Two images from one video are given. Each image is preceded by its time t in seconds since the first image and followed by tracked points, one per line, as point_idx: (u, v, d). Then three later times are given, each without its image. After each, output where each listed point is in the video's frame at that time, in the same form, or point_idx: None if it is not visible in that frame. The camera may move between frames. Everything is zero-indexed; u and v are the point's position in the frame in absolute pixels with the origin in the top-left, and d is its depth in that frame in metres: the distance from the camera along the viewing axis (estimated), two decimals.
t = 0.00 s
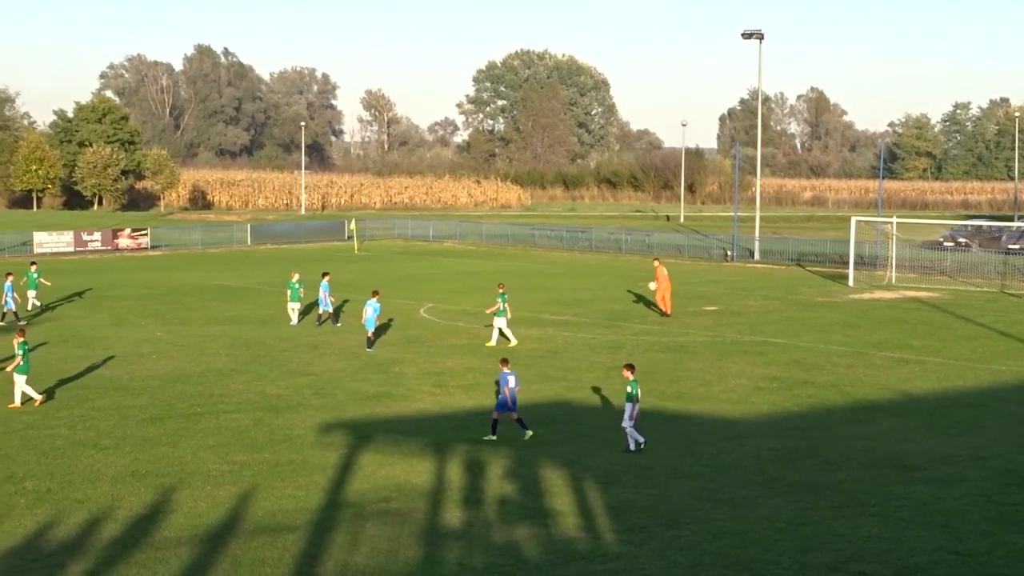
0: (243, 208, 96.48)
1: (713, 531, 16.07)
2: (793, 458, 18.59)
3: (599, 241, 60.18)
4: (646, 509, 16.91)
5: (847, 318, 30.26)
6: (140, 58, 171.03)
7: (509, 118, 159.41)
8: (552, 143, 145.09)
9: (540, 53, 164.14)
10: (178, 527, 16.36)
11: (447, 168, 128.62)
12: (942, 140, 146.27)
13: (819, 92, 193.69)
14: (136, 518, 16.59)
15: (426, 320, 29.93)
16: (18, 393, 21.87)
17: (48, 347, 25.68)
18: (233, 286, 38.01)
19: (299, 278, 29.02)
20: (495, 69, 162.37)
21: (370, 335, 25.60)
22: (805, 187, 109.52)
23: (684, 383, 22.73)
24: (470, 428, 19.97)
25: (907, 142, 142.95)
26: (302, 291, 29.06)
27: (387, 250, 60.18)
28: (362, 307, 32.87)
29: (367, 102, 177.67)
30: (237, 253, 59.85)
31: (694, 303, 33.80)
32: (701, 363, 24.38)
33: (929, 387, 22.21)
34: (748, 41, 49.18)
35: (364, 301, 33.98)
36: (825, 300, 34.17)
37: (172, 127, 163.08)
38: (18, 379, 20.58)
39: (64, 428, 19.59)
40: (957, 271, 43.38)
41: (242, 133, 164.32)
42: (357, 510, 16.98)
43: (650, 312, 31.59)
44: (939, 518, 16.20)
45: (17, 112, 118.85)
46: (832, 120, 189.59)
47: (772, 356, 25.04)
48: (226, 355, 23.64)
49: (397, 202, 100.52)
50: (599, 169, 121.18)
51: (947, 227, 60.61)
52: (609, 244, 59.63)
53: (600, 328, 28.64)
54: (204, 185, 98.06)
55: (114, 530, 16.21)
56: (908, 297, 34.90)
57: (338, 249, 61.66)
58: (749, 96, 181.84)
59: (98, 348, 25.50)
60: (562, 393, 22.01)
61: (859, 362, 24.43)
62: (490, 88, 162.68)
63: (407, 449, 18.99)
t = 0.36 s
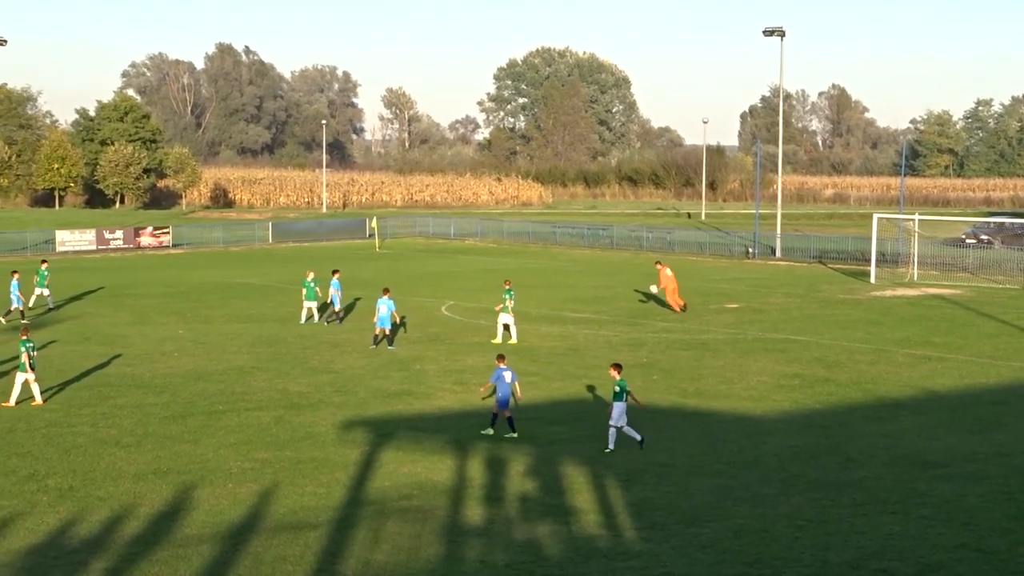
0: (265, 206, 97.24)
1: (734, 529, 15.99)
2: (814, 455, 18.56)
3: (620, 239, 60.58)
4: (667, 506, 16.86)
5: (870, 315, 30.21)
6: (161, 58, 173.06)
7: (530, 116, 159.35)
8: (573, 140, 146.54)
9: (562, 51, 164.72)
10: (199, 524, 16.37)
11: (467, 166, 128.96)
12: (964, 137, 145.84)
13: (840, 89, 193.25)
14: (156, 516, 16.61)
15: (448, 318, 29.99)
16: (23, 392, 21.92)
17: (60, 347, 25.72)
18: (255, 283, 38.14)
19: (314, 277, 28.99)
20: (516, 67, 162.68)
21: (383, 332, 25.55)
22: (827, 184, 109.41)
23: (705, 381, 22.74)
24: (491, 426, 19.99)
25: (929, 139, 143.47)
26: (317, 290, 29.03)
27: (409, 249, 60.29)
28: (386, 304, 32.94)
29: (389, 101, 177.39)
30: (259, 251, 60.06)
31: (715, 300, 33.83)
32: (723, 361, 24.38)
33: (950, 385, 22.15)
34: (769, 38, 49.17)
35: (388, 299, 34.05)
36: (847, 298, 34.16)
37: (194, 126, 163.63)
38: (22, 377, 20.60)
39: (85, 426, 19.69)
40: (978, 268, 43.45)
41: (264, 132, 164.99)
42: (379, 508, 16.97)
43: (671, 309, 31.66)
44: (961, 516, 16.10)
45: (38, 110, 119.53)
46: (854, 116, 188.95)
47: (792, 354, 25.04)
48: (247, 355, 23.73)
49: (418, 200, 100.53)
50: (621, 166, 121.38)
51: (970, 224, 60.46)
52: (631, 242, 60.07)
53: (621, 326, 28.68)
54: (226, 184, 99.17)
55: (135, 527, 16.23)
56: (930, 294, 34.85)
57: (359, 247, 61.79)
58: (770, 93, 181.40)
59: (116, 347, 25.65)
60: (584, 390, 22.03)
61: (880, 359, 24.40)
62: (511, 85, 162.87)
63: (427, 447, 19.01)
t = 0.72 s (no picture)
0: (276, 205, 97.73)
1: (746, 527, 15.99)
2: (825, 453, 18.59)
3: (632, 239, 60.78)
4: (680, 505, 16.87)
5: (880, 314, 30.24)
6: (174, 57, 174.35)
7: (541, 114, 159.91)
8: (584, 138, 147.04)
9: (573, 49, 164.95)
10: (211, 522, 16.39)
11: (479, 164, 129.07)
12: (975, 135, 145.83)
13: (852, 88, 193.24)
14: (168, 514, 16.64)
15: (460, 316, 30.04)
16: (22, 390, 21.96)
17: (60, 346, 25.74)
18: (267, 282, 38.21)
19: (317, 276, 28.95)
20: (528, 66, 163.41)
21: (385, 332, 25.52)
22: (838, 183, 109.50)
23: (716, 380, 22.76)
24: (502, 425, 20.03)
25: (940, 138, 144.08)
26: (320, 289, 28.98)
27: (421, 247, 60.45)
28: (399, 302, 33.00)
29: (400, 99, 177.11)
30: (270, 249, 60.18)
31: (726, 299, 33.86)
32: (734, 359, 24.43)
33: (961, 384, 22.16)
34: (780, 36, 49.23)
35: (401, 297, 34.11)
36: (858, 296, 34.17)
37: (206, 125, 164.10)
38: (18, 375, 20.63)
39: (97, 424, 19.73)
40: (990, 267, 43.54)
41: (275, 130, 164.75)
42: (390, 506, 16.99)
43: (680, 308, 31.71)
44: (973, 515, 16.08)
45: (50, 109, 119.72)
46: (866, 115, 188.80)
47: (803, 352, 25.08)
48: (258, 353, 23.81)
49: (429, 198, 100.93)
50: (632, 165, 121.35)
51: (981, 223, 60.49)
52: (642, 241, 60.25)
53: (631, 325, 28.72)
54: (237, 181, 98.81)
55: (147, 525, 16.25)
56: (942, 292, 34.87)
57: (370, 245, 61.91)
58: (783, 91, 181.20)
59: (122, 345, 25.72)
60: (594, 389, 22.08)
61: (891, 357, 24.43)
62: (523, 84, 163.86)
63: (438, 445, 19.04)
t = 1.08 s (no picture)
0: (295, 204, 97.63)
1: (765, 528, 15.98)
2: (844, 453, 18.58)
3: (650, 238, 60.71)
4: (698, 505, 16.87)
5: (899, 314, 30.18)
6: (193, 56, 174.38)
7: (559, 114, 160.05)
8: (603, 138, 146.17)
9: (592, 48, 164.77)
10: (231, 520, 16.45)
11: (498, 164, 129.04)
12: (996, 136, 145.19)
13: (871, 88, 192.84)
14: (187, 512, 16.70)
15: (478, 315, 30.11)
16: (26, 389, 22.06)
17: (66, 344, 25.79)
18: (286, 280, 38.38)
19: (330, 275, 28.93)
20: (546, 66, 163.77)
21: (395, 331, 25.59)
22: (857, 183, 109.47)
23: (734, 379, 22.77)
24: (520, 424, 20.05)
25: (960, 139, 143.21)
26: (333, 288, 29.00)
27: (440, 246, 60.44)
28: (416, 301, 33.06)
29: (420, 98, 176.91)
30: (288, 249, 60.21)
31: (744, 299, 33.85)
32: (753, 358, 24.46)
33: (981, 385, 22.10)
34: (798, 35, 49.22)
35: (419, 296, 34.17)
36: (877, 296, 34.11)
37: (225, 124, 164.28)
38: (21, 374, 20.68)
39: (117, 421, 19.88)
40: (1010, 268, 43.43)
41: (294, 130, 164.56)
42: (409, 505, 17.02)
43: (698, 308, 31.72)
44: (993, 516, 16.05)
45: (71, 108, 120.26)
46: (885, 115, 188.40)
47: (822, 352, 25.05)
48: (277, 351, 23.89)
49: (448, 198, 100.18)
50: (651, 165, 121.11)
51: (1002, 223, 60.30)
52: (661, 241, 60.18)
53: (650, 324, 28.73)
54: (256, 181, 99.05)
55: (167, 522, 16.33)
56: (962, 293, 34.78)
57: (389, 245, 61.92)
58: (803, 91, 180.76)
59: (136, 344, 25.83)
60: (613, 388, 22.11)
61: (910, 358, 24.39)
62: (542, 84, 163.86)
63: (457, 444, 19.07)
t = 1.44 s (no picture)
0: (398, 199, 99.00)
1: (872, 527, 15.88)
2: (951, 454, 18.43)
3: (753, 235, 60.35)
4: (804, 504, 16.80)
5: (1009, 313, 29.80)
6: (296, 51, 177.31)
7: (662, 110, 160.04)
8: (705, 134, 145.76)
9: (694, 44, 163.65)
10: (338, 513, 16.59)
11: (601, 160, 130.95)
12: None
13: (977, 84, 189.78)
14: (296, 504, 16.86)
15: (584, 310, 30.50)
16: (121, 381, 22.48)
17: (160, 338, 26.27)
18: (389, 274, 39.07)
19: (428, 271, 28.87)
20: (648, 61, 163.08)
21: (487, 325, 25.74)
22: (964, 181, 108.15)
23: (839, 377, 22.76)
24: (625, 420, 20.16)
25: None
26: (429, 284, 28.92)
27: (543, 242, 61.06)
28: (524, 296, 33.50)
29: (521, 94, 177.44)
30: (390, 244, 61.07)
31: (850, 296, 33.77)
32: (859, 357, 24.39)
33: None
34: (905, 30, 48.92)
35: (524, 291, 34.66)
36: (986, 296, 33.65)
37: (329, 119, 167.83)
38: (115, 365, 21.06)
39: (224, 415, 20.22)
40: None
41: (396, 125, 166.80)
42: (513, 501, 17.09)
43: (802, 305, 31.79)
44: None
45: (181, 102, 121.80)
46: (992, 111, 184.86)
47: (929, 352, 24.87)
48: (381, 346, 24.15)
49: (550, 194, 100.49)
50: (753, 161, 120.83)
51: None
52: (764, 237, 59.78)
53: (754, 321, 28.88)
54: (360, 177, 101.11)
55: (275, 515, 16.49)
56: None
57: (491, 240, 62.56)
58: (907, 87, 179.25)
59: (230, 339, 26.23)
60: (718, 385, 22.22)
61: (1021, 358, 24.10)
62: (643, 80, 163.72)
63: (561, 440, 19.19)
